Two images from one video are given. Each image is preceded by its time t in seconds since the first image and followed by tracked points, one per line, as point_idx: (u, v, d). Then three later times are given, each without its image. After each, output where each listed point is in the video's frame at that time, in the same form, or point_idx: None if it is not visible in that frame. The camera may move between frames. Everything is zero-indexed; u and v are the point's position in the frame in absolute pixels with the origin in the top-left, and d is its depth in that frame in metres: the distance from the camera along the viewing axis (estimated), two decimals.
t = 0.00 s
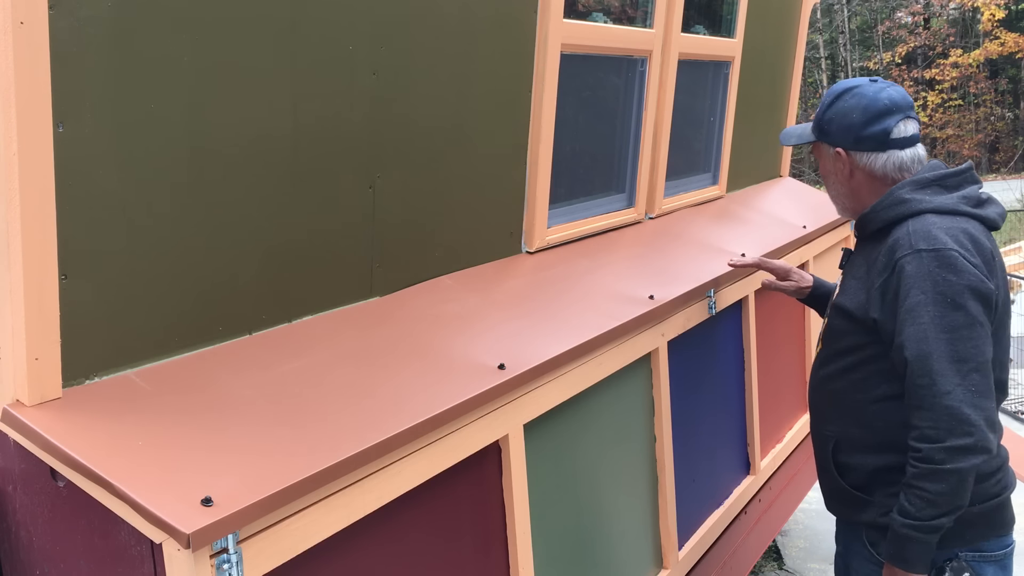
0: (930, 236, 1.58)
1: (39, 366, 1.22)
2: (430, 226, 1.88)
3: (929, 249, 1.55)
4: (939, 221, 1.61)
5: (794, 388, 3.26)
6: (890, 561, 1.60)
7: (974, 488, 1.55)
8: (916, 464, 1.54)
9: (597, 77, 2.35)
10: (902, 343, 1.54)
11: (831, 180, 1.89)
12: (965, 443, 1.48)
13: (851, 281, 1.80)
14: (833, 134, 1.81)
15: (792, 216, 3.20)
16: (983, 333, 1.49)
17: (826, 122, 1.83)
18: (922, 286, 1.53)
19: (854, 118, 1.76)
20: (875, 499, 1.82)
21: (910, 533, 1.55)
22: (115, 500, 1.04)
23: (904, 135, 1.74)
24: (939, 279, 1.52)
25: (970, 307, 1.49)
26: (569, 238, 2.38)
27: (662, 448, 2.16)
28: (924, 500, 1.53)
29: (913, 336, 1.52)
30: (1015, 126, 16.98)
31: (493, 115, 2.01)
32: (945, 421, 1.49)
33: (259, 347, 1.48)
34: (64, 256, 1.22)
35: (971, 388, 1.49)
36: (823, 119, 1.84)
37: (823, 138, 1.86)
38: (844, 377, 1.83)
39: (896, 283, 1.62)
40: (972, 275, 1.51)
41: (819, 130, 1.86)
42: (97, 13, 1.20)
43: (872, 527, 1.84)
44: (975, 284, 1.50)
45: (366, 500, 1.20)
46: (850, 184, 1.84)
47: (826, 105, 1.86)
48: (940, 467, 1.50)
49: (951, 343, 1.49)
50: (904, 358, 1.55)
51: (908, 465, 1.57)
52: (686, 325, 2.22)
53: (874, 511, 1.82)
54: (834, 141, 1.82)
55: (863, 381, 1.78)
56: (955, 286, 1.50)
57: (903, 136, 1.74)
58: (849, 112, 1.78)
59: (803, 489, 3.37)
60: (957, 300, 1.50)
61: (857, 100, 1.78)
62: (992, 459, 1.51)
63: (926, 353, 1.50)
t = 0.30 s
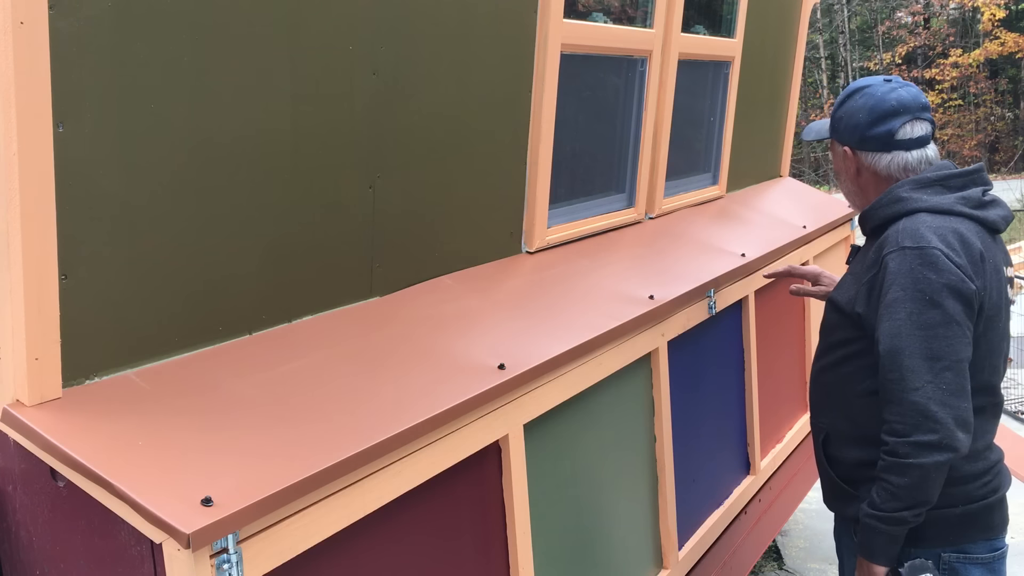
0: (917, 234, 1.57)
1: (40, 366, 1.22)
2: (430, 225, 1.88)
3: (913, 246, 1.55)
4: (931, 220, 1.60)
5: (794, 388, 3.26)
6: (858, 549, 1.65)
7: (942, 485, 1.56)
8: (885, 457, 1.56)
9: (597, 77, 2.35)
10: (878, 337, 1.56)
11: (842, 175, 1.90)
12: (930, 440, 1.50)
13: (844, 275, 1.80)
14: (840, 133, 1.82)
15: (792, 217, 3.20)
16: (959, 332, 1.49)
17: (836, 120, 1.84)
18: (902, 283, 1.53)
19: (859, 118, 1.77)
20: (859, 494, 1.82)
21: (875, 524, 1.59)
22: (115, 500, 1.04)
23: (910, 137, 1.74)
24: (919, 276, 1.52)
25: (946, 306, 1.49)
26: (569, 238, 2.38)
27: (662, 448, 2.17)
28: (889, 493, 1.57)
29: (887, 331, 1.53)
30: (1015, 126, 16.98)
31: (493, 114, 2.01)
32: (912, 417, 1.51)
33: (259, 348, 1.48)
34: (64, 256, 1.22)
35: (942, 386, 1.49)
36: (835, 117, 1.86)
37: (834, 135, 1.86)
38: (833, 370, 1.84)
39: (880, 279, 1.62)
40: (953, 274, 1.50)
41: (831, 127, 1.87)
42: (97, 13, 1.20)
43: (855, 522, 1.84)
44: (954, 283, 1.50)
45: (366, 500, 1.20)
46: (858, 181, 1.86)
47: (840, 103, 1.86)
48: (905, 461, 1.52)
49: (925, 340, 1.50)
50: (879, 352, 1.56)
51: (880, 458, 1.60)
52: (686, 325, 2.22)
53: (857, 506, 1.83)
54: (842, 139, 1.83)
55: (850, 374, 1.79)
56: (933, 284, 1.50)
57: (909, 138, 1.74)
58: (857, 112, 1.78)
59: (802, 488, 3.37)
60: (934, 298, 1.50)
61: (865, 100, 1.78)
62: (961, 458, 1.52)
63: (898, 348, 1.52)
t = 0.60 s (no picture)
0: (926, 234, 1.57)
1: (40, 366, 1.22)
2: (430, 225, 1.88)
3: (923, 246, 1.55)
4: (939, 220, 1.60)
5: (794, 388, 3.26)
6: (861, 548, 1.64)
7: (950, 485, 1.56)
8: (893, 456, 1.56)
9: (597, 77, 2.35)
10: (887, 337, 1.55)
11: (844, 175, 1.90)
12: (941, 440, 1.50)
13: (852, 274, 1.81)
14: (843, 133, 1.82)
15: (792, 217, 3.20)
16: (970, 333, 1.49)
17: (839, 120, 1.84)
18: (912, 283, 1.53)
19: (863, 118, 1.76)
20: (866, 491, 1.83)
21: (880, 522, 1.59)
22: (115, 500, 1.04)
23: (915, 137, 1.74)
24: (931, 276, 1.52)
25: (958, 307, 1.49)
26: (569, 238, 2.38)
27: (662, 448, 2.16)
28: (895, 492, 1.56)
29: (898, 331, 1.53)
30: (1015, 126, 16.97)
31: (493, 114, 2.01)
32: (923, 417, 1.51)
33: (259, 348, 1.48)
34: (64, 256, 1.22)
35: (953, 386, 1.49)
36: (836, 117, 1.85)
37: (837, 135, 1.86)
38: (839, 370, 1.84)
39: (889, 279, 1.62)
40: (965, 275, 1.50)
41: (833, 127, 1.87)
42: (97, 12, 1.20)
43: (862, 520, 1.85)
44: (965, 284, 1.50)
45: (366, 500, 1.20)
46: (860, 181, 1.86)
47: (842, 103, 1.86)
48: (915, 461, 1.52)
49: (937, 340, 1.50)
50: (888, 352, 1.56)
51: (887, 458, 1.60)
52: (686, 325, 2.22)
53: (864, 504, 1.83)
54: (846, 139, 1.82)
55: (856, 374, 1.79)
56: (945, 285, 1.50)
57: (913, 137, 1.74)
58: (860, 112, 1.78)
59: (802, 489, 3.37)
60: (946, 299, 1.50)
61: (869, 100, 1.78)
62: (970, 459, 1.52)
63: (909, 348, 1.51)
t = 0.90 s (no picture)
0: (944, 240, 1.59)
1: (40, 366, 1.22)
2: (430, 225, 1.88)
3: (943, 252, 1.57)
4: (953, 224, 1.62)
5: (794, 387, 3.26)
6: (903, 562, 1.62)
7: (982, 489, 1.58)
8: (930, 467, 1.55)
9: (597, 76, 2.35)
10: (915, 346, 1.55)
11: (851, 171, 1.86)
12: (978, 446, 1.51)
13: (860, 280, 1.81)
14: (870, 126, 1.78)
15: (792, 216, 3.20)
16: (995, 337, 1.51)
17: (864, 113, 1.78)
18: (936, 290, 1.54)
19: (897, 111, 1.75)
20: (877, 494, 1.83)
21: (925, 535, 1.56)
22: (115, 500, 1.04)
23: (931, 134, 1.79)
24: (954, 282, 1.53)
25: (984, 312, 1.51)
26: (569, 238, 2.38)
27: (662, 448, 2.16)
28: (937, 503, 1.55)
29: (927, 340, 1.53)
30: (1015, 126, 16.96)
31: (493, 114, 2.01)
32: (960, 425, 1.50)
33: (259, 348, 1.48)
34: (64, 256, 1.22)
35: (984, 391, 1.51)
36: (856, 109, 1.80)
37: (854, 129, 1.81)
38: (848, 375, 1.84)
39: (907, 285, 1.63)
40: (986, 279, 1.52)
41: (850, 120, 1.82)
42: (97, 13, 1.20)
43: (873, 522, 1.85)
44: (988, 288, 1.52)
45: (366, 500, 1.20)
46: (874, 177, 1.83)
47: (856, 96, 1.82)
48: (955, 470, 1.52)
49: (965, 347, 1.51)
50: (916, 361, 1.56)
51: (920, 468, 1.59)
52: (686, 325, 2.22)
53: (874, 506, 1.83)
54: (871, 133, 1.79)
55: (867, 379, 1.80)
56: (969, 290, 1.52)
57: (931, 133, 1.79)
58: (887, 105, 1.77)
59: (802, 489, 3.37)
60: (971, 305, 1.51)
61: (895, 93, 1.77)
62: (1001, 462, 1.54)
63: (940, 356, 1.51)
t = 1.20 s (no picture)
0: (973, 248, 1.60)
1: (40, 366, 1.22)
2: (430, 225, 1.88)
3: (975, 261, 1.58)
4: (976, 231, 1.64)
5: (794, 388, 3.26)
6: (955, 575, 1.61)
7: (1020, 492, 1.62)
8: (982, 480, 1.56)
9: (597, 76, 2.35)
10: (957, 358, 1.56)
11: (881, 169, 1.81)
12: None
13: (874, 287, 1.80)
14: (907, 121, 1.77)
15: (792, 217, 3.20)
16: None
17: (901, 108, 1.77)
18: (974, 300, 1.56)
19: (927, 108, 1.78)
20: (893, 495, 1.83)
21: (984, 549, 1.55)
22: (116, 501, 1.04)
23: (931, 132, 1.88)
24: (990, 291, 1.55)
25: (1019, 320, 1.54)
26: (569, 238, 2.38)
27: (662, 448, 2.16)
28: (991, 514, 1.56)
29: (970, 352, 1.54)
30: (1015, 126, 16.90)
31: (493, 114, 2.01)
32: (1009, 435, 1.53)
33: (259, 348, 1.48)
34: (64, 256, 1.22)
35: None
36: (891, 105, 1.78)
37: (889, 124, 1.78)
38: (864, 382, 1.83)
39: (937, 295, 1.62)
40: (1018, 286, 1.56)
41: (885, 116, 1.78)
42: (97, 12, 1.20)
43: (887, 523, 1.85)
44: (1022, 296, 1.55)
45: (366, 500, 1.20)
46: (900, 175, 1.82)
47: (888, 91, 1.79)
48: (1008, 479, 1.54)
49: (1005, 355, 1.53)
50: (957, 373, 1.57)
51: (966, 480, 1.60)
52: (686, 325, 2.22)
53: (889, 507, 1.84)
54: (908, 128, 1.78)
55: (886, 385, 1.79)
56: (1005, 299, 1.54)
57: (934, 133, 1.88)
58: (918, 101, 1.78)
59: (802, 488, 3.37)
60: (1008, 313, 1.54)
61: (919, 90, 1.80)
62: None
63: (983, 367, 1.53)
